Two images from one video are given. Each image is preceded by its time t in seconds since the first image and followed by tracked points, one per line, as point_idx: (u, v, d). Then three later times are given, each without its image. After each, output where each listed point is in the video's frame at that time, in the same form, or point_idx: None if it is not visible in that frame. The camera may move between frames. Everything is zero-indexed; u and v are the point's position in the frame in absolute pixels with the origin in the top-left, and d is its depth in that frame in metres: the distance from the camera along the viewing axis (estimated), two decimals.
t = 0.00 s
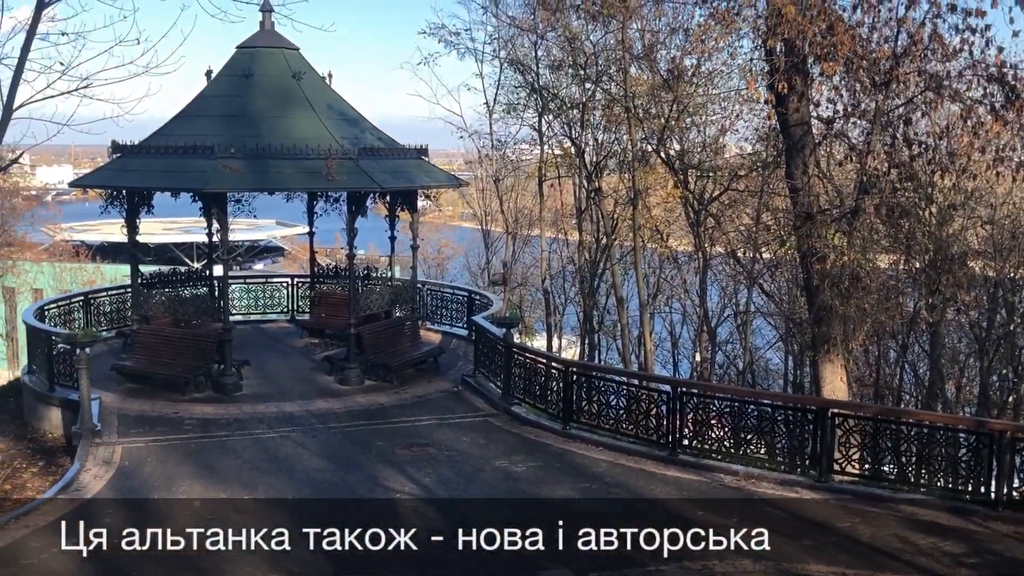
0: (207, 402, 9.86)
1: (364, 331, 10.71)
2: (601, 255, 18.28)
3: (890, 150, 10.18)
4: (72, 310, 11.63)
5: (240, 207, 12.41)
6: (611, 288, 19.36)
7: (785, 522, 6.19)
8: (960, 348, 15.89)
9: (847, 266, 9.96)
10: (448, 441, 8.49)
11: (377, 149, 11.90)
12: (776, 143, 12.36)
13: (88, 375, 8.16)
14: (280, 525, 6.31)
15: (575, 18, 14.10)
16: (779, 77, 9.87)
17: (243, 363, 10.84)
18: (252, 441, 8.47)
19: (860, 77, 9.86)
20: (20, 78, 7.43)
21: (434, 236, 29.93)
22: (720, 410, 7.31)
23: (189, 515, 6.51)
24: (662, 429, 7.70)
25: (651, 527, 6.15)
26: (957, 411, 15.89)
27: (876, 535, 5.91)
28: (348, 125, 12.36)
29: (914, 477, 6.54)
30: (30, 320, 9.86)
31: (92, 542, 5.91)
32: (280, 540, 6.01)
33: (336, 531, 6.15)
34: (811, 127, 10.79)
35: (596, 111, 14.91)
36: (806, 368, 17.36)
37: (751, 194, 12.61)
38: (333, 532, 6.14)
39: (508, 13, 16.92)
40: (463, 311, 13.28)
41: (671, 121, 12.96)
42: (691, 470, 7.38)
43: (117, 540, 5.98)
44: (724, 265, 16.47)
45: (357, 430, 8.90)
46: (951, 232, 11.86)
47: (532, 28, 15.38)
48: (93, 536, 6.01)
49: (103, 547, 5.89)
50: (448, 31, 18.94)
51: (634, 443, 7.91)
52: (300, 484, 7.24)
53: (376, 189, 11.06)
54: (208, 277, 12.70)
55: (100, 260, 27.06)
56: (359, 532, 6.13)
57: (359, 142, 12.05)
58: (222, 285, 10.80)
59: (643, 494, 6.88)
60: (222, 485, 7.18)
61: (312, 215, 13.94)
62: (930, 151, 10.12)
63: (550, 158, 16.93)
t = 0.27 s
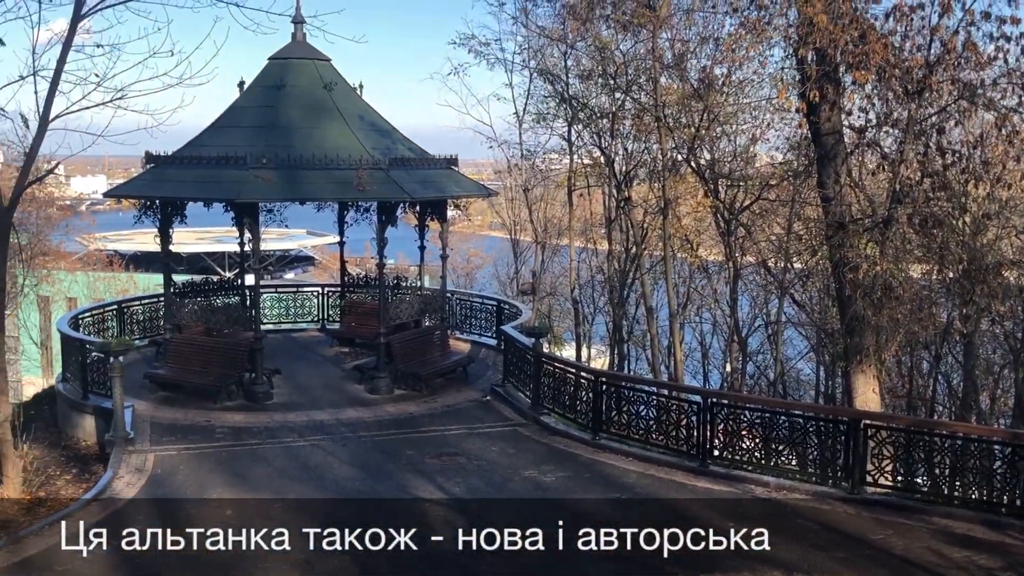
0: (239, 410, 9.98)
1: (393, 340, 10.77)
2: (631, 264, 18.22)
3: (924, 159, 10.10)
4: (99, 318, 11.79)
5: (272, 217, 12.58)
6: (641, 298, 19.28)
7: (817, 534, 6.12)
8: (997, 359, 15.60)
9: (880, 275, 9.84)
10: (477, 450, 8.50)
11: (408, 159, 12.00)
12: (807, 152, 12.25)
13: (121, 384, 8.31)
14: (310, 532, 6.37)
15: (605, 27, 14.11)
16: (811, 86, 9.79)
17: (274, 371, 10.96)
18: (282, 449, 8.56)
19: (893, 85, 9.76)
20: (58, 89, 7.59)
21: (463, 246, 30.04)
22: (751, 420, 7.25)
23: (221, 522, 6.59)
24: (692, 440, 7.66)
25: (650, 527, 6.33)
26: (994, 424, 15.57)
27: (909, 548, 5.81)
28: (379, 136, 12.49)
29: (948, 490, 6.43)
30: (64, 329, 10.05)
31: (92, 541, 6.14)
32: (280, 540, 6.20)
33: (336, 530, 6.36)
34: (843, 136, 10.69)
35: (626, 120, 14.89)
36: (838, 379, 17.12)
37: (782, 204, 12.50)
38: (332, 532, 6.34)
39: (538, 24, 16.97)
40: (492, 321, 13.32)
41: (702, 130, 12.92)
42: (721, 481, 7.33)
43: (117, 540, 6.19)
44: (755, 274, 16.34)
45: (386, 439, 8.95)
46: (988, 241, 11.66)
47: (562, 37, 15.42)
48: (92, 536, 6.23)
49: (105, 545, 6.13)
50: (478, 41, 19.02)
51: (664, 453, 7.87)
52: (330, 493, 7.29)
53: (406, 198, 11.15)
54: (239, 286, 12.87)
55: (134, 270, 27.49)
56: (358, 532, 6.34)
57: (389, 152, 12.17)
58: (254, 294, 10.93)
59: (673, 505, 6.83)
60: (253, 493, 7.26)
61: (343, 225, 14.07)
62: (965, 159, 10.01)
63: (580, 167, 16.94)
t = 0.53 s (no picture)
0: (270, 417, 10.10)
1: (423, 348, 10.82)
2: (661, 272, 18.13)
3: (958, 166, 10.01)
4: (135, 326, 11.99)
5: (303, 224, 12.72)
6: (672, 306, 19.17)
7: (849, 544, 6.04)
8: None
9: (914, 284, 9.71)
10: (507, 458, 8.52)
11: (438, 167, 12.09)
12: (840, 158, 12.12)
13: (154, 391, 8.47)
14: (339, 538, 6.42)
15: (636, 35, 14.08)
16: (844, 93, 9.73)
17: (305, 378, 11.07)
18: (313, 456, 8.64)
19: (927, 92, 9.64)
20: (93, 98, 7.74)
21: (493, 253, 30.11)
22: (783, 429, 7.18)
23: (252, 527, 6.66)
24: (724, 449, 7.60)
25: (650, 527, 6.50)
26: None
27: (944, 559, 5.72)
28: (410, 144, 12.59)
29: (983, 500, 6.34)
30: (99, 335, 10.25)
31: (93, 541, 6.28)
32: (280, 540, 6.36)
33: (336, 531, 6.52)
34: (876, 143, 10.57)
35: (656, 127, 14.84)
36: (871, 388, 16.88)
37: (814, 212, 12.38)
38: (333, 532, 6.51)
39: (568, 32, 16.98)
40: (522, 328, 13.34)
41: (733, 138, 12.84)
42: (752, 490, 7.27)
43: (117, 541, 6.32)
44: (787, 282, 16.20)
45: (416, 446, 9.00)
46: None
47: (593, 45, 15.43)
48: (92, 536, 6.37)
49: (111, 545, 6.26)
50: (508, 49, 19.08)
51: (694, 462, 7.83)
52: (360, 499, 7.34)
53: (436, 206, 11.22)
54: (271, 293, 13.03)
55: (168, 277, 27.90)
56: (358, 532, 6.51)
57: (420, 160, 12.26)
58: (286, 301, 11.06)
59: (705, 514, 6.78)
60: (284, 499, 7.32)
61: (374, 233, 14.20)
62: (1001, 167, 9.89)
63: (610, 174, 16.91)
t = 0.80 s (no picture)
0: (303, 422, 10.22)
1: (454, 354, 10.87)
2: (693, 279, 18.01)
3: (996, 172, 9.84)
4: (170, 331, 12.20)
5: (336, 231, 12.87)
6: (704, 313, 19.04)
7: (884, 554, 5.96)
8: None
9: (951, 292, 9.56)
10: (538, 465, 8.52)
11: (470, 174, 12.17)
12: (874, 164, 11.96)
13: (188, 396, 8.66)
14: (370, 544, 6.47)
15: (668, 41, 14.03)
16: (878, 99, 9.63)
17: (337, 384, 11.19)
18: (345, 461, 8.73)
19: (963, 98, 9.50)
20: (130, 107, 7.90)
21: (524, 260, 30.13)
22: (816, 438, 7.10)
23: (285, 531, 6.74)
24: (757, 457, 7.54)
25: (650, 528, 6.67)
26: None
27: (981, 570, 5.62)
28: (442, 151, 12.68)
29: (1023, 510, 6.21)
30: (134, 341, 10.48)
31: (94, 540, 6.46)
32: (279, 540, 6.53)
33: (336, 531, 6.68)
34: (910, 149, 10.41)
35: (688, 133, 14.76)
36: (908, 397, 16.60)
37: (848, 218, 12.24)
38: (332, 533, 6.67)
39: (599, 38, 16.97)
40: (553, 335, 13.34)
41: (766, 144, 12.73)
42: (785, 499, 7.20)
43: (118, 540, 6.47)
44: (821, 289, 16.02)
45: (447, 452, 9.05)
46: None
47: (624, 51, 15.42)
48: (92, 536, 6.56)
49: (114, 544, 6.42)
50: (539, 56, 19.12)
51: (727, 471, 7.78)
52: (391, 505, 7.40)
53: (468, 213, 11.29)
54: (304, 299, 13.19)
55: (203, 283, 28.30)
56: (358, 532, 6.66)
57: (452, 168, 12.35)
58: (318, 307, 11.18)
59: (737, 523, 6.73)
60: (317, 504, 7.40)
61: (406, 239, 14.31)
62: None
63: (641, 181, 16.86)
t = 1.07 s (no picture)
0: (337, 428, 10.33)
1: (487, 360, 10.90)
2: (727, 285, 17.86)
3: None
4: (207, 334, 12.40)
5: (371, 238, 12.99)
6: (738, 319, 18.86)
7: (924, 564, 5.87)
8: None
9: (991, 298, 9.38)
10: (572, 472, 8.52)
11: (502, 180, 12.23)
12: (910, 169, 11.80)
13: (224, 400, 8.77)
14: (404, 549, 6.51)
15: (702, 46, 13.97)
16: (915, 103, 9.51)
17: (371, 389, 11.29)
18: (380, 467, 8.80)
19: (1003, 102, 9.34)
20: (169, 114, 8.07)
21: (556, 265, 30.10)
22: (853, 445, 7.02)
23: (320, 534, 6.82)
24: (792, 464, 7.47)
25: (650, 528, 6.84)
26: None
27: None
28: (475, 157, 12.76)
29: None
30: (172, 345, 10.69)
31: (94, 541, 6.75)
32: (279, 540, 6.69)
33: (337, 531, 6.82)
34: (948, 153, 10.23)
35: (722, 139, 14.68)
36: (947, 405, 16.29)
37: (886, 223, 12.06)
38: (333, 532, 6.80)
39: (633, 44, 16.96)
40: (586, 341, 13.32)
41: (801, 149, 12.60)
42: (822, 507, 7.11)
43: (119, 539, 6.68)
44: (858, 295, 15.80)
45: (480, 458, 9.08)
46: None
47: (657, 57, 15.37)
48: (92, 536, 6.92)
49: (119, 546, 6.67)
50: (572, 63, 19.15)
51: (763, 478, 7.71)
52: (425, 509, 7.45)
53: (501, 219, 11.35)
54: (339, 305, 13.33)
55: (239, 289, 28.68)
56: (358, 532, 6.81)
57: (485, 174, 12.42)
58: (353, 313, 11.30)
59: (773, 531, 6.67)
60: (352, 508, 7.48)
61: (439, 246, 14.40)
62: None
63: (675, 186, 16.77)
